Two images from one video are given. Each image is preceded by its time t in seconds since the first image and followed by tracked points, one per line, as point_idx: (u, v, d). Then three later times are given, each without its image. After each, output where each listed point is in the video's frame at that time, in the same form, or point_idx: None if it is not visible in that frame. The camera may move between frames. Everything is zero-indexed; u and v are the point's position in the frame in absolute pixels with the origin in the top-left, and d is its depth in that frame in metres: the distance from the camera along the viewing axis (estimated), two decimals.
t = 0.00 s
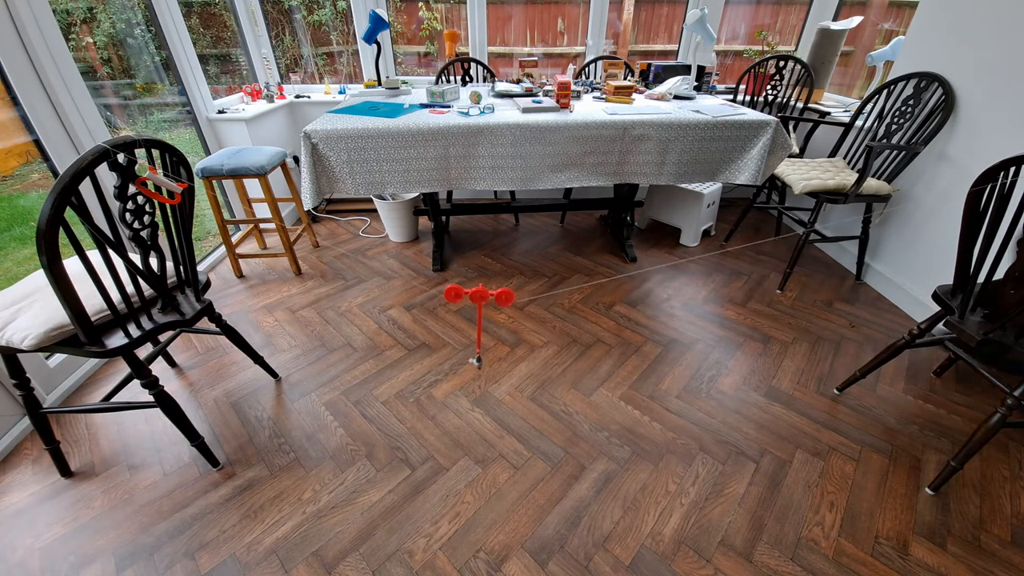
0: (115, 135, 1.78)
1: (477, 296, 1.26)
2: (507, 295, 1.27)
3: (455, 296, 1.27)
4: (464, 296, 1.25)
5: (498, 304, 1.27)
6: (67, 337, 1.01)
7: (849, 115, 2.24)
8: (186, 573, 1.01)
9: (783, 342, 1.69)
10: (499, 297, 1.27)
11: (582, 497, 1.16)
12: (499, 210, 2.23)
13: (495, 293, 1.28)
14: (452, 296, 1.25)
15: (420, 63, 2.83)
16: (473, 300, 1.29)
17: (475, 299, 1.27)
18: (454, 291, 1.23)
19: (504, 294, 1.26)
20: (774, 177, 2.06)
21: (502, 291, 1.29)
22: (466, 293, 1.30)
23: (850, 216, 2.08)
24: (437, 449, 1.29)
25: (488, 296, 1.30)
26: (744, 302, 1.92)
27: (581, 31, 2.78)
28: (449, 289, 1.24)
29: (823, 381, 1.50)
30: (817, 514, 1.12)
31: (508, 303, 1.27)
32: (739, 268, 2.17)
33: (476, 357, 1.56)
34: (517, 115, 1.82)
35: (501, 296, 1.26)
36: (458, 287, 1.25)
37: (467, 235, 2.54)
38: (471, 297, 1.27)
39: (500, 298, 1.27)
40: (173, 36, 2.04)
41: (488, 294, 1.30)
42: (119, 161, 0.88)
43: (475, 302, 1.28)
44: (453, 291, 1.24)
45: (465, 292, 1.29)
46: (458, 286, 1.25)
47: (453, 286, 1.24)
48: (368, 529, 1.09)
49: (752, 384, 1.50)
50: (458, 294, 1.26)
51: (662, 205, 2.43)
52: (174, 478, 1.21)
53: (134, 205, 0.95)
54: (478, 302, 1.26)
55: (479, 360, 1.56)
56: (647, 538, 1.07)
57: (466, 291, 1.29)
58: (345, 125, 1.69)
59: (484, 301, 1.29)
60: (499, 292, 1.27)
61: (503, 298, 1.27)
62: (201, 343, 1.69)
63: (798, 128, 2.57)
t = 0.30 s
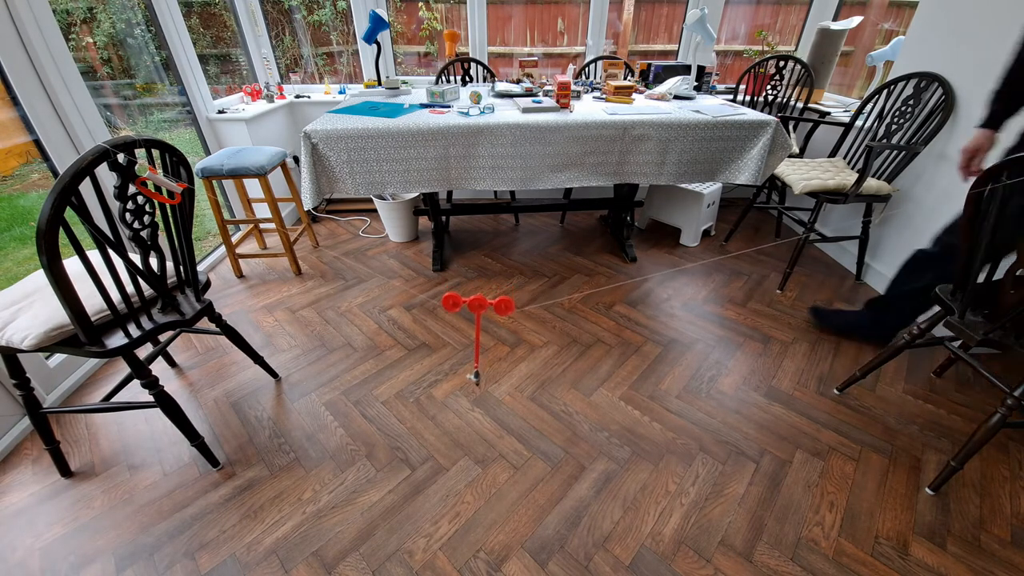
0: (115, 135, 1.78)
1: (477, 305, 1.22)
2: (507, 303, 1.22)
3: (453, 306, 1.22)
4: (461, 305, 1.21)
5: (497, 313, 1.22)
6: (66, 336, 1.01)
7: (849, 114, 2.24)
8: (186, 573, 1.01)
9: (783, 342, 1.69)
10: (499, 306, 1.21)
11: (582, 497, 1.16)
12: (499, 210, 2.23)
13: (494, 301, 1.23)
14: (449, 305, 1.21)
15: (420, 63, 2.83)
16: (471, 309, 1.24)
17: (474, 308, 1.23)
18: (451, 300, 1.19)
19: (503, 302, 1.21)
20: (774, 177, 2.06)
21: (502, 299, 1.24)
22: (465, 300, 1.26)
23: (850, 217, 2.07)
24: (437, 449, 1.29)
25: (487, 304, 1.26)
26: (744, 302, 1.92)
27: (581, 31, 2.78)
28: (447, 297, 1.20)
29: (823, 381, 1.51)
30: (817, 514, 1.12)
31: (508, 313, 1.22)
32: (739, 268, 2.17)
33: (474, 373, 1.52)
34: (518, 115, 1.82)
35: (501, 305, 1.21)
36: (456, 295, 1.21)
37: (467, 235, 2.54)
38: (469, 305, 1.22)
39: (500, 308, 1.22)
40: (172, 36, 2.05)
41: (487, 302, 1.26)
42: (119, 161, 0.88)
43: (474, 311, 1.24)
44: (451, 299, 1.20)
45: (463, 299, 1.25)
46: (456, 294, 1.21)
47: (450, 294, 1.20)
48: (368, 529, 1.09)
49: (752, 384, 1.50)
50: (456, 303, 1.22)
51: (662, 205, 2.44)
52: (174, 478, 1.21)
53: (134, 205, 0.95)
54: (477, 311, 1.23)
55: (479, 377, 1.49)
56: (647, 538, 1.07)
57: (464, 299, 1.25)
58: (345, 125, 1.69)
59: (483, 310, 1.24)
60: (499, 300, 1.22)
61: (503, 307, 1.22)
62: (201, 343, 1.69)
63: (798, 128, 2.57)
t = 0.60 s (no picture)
0: (115, 135, 1.78)
1: (477, 304, 1.20)
2: (507, 303, 1.19)
3: (454, 306, 1.18)
4: (462, 304, 1.17)
5: (496, 313, 1.19)
6: (67, 336, 1.01)
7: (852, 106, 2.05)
8: (186, 573, 1.01)
9: (783, 342, 1.69)
10: (499, 306, 1.19)
11: (582, 497, 1.16)
12: (499, 210, 2.23)
13: (494, 301, 1.21)
14: (449, 305, 1.17)
15: (420, 63, 2.83)
16: (471, 308, 1.22)
17: (474, 307, 1.21)
18: (453, 299, 1.15)
19: (504, 302, 1.18)
20: (774, 177, 2.06)
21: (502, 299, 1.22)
22: (464, 300, 1.23)
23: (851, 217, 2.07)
24: (437, 449, 1.29)
25: (487, 303, 1.23)
26: (744, 302, 1.92)
27: (581, 31, 2.78)
28: (448, 296, 1.16)
29: (823, 381, 1.51)
30: (817, 514, 1.12)
31: (508, 312, 1.20)
32: (739, 268, 2.17)
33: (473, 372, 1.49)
34: (518, 115, 1.82)
35: (501, 305, 1.18)
36: (457, 295, 1.17)
37: (468, 235, 2.54)
38: (469, 304, 1.20)
39: (500, 308, 1.20)
40: (173, 36, 2.04)
41: (486, 302, 1.23)
42: (119, 161, 0.88)
43: (474, 310, 1.22)
44: (452, 299, 1.16)
45: (463, 299, 1.22)
46: (457, 294, 1.16)
47: (451, 292, 1.15)
48: (368, 529, 1.09)
49: (752, 384, 1.50)
50: (456, 303, 1.18)
51: (662, 205, 2.44)
52: (174, 478, 1.21)
53: (134, 205, 0.95)
54: (477, 310, 1.21)
55: (479, 374, 1.45)
56: (647, 538, 1.07)
57: (464, 299, 1.21)
58: (344, 125, 1.69)
59: (482, 309, 1.22)
60: (498, 300, 1.20)
61: (503, 306, 1.20)
62: (201, 343, 1.69)
63: (798, 128, 2.56)
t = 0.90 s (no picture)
0: (115, 135, 1.78)
1: (477, 296, 1.22)
2: (507, 294, 1.24)
3: (455, 296, 1.24)
4: (463, 296, 1.22)
5: (497, 303, 1.24)
6: (67, 336, 1.01)
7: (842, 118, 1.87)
8: (186, 573, 1.01)
9: (782, 342, 1.69)
10: (499, 297, 1.24)
11: (582, 497, 1.16)
12: (499, 210, 2.23)
13: (495, 292, 1.24)
14: (452, 295, 1.22)
15: (420, 63, 2.83)
16: (473, 299, 1.25)
17: (476, 299, 1.23)
18: (454, 291, 1.21)
19: (504, 293, 1.24)
20: (774, 177, 2.06)
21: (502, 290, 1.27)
22: (465, 292, 1.26)
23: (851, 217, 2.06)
24: (437, 449, 1.29)
25: (488, 295, 1.27)
26: (744, 302, 1.92)
27: (581, 31, 2.78)
28: (449, 290, 1.22)
29: (823, 381, 1.51)
30: (817, 514, 1.12)
31: (508, 302, 1.24)
32: (739, 268, 2.17)
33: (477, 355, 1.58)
34: (518, 115, 1.82)
35: (502, 296, 1.24)
36: (458, 286, 1.22)
37: (468, 235, 2.54)
38: (471, 296, 1.23)
39: (500, 298, 1.25)
40: (173, 36, 2.04)
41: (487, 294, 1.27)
42: (119, 161, 0.88)
43: (477, 301, 1.23)
44: (453, 290, 1.22)
45: (464, 291, 1.26)
46: (459, 286, 1.22)
47: (454, 286, 1.21)
48: (368, 529, 1.09)
49: (752, 384, 1.50)
50: (458, 293, 1.23)
51: (662, 205, 2.43)
52: (174, 478, 1.21)
53: (134, 205, 0.95)
54: (478, 302, 1.23)
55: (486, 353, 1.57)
56: (647, 538, 1.07)
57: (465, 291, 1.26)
58: (344, 125, 1.69)
59: (483, 301, 1.24)
60: (499, 292, 1.25)
61: (503, 297, 1.25)
62: (201, 343, 1.69)
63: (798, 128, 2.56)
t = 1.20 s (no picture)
0: (115, 135, 1.78)
1: (478, 291, 1.15)
2: (507, 290, 1.14)
3: (456, 293, 1.13)
4: (464, 292, 1.12)
5: (498, 300, 1.14)
6: (67, 337, 1.01)
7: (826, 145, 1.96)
8: (186, 573, 1.01)
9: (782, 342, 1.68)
10: (500, 292, 1.14)
11: (582, 498, 1.16)
12: (499, 210, 2.23)
13: (495, 287, 1.15)
14: (452, 292, 1.11)
15: (420, 63, 2.83)
16: (473, 294, 1.17)
17: (476, 294, 1.16)
18: (455, 286, 1.09)
19: (505, 288, 1.13)
20: (774, 178, 2.05)
21: (503, 285, 1.17)
22: (465, 287, 1.17)
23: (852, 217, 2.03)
24: (437, 449, 1.29)
25: (488, 290, 1.18)
26: (744, 302, 1.92)
27: (581, 31, 2.78)
28: (451, 284, 1.10)
29: (823, 381, 1.51)
30: (817, 514, 1.12)
31: (509, 299, 1.14)
32: (740, 268, 2.17)
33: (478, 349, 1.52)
34: (518, 115, 1.82)
35: (502, 292, 1.13)
36: (459, 281, 1.11)
37: (468, 235, 2.54)
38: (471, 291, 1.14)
39: (501, 294, 1.14)
40: (172, 36, 2.04)
41: (488, 289, 1.18)
42: (119, 161, 0.88)
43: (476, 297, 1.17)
44: (455, 286, 1.10)
45: (464, 287, 1.16)
46: (460, 281, 1.10)
47: (454, 281, 1.09)
48: (368, 529, 1.09)
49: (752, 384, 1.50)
50: (459, 290, 1.12)
51: (662, 205, 2.43)
52: (174, 478, 1.21)
53: (134, 205, 0.95)
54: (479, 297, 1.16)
55: (480, 355, 1.34)
56: (647, 538, 1.07)
57: (466, 286, 1.15)
58: (345, 125, 1.70)
59: (484, 296, 1.18)
60: (500, 287, 1.15)
61: (504, 293, 1.14)
62: (201, 343, 1.69)
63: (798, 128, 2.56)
